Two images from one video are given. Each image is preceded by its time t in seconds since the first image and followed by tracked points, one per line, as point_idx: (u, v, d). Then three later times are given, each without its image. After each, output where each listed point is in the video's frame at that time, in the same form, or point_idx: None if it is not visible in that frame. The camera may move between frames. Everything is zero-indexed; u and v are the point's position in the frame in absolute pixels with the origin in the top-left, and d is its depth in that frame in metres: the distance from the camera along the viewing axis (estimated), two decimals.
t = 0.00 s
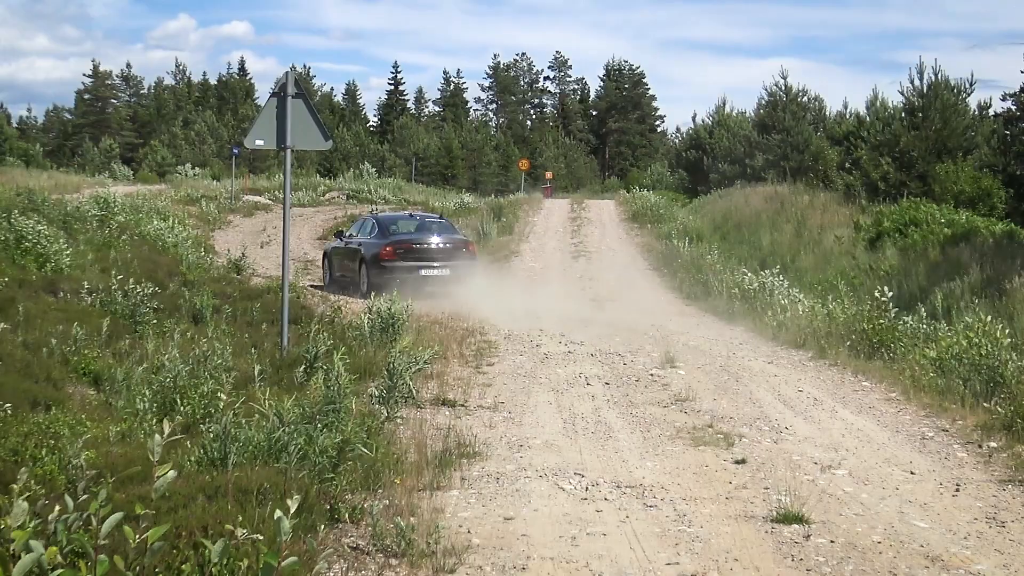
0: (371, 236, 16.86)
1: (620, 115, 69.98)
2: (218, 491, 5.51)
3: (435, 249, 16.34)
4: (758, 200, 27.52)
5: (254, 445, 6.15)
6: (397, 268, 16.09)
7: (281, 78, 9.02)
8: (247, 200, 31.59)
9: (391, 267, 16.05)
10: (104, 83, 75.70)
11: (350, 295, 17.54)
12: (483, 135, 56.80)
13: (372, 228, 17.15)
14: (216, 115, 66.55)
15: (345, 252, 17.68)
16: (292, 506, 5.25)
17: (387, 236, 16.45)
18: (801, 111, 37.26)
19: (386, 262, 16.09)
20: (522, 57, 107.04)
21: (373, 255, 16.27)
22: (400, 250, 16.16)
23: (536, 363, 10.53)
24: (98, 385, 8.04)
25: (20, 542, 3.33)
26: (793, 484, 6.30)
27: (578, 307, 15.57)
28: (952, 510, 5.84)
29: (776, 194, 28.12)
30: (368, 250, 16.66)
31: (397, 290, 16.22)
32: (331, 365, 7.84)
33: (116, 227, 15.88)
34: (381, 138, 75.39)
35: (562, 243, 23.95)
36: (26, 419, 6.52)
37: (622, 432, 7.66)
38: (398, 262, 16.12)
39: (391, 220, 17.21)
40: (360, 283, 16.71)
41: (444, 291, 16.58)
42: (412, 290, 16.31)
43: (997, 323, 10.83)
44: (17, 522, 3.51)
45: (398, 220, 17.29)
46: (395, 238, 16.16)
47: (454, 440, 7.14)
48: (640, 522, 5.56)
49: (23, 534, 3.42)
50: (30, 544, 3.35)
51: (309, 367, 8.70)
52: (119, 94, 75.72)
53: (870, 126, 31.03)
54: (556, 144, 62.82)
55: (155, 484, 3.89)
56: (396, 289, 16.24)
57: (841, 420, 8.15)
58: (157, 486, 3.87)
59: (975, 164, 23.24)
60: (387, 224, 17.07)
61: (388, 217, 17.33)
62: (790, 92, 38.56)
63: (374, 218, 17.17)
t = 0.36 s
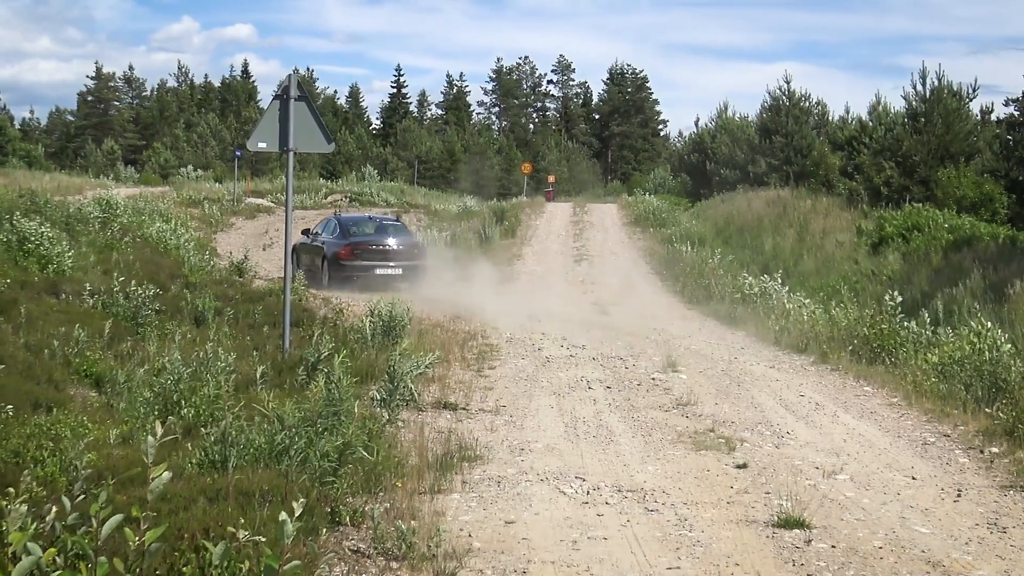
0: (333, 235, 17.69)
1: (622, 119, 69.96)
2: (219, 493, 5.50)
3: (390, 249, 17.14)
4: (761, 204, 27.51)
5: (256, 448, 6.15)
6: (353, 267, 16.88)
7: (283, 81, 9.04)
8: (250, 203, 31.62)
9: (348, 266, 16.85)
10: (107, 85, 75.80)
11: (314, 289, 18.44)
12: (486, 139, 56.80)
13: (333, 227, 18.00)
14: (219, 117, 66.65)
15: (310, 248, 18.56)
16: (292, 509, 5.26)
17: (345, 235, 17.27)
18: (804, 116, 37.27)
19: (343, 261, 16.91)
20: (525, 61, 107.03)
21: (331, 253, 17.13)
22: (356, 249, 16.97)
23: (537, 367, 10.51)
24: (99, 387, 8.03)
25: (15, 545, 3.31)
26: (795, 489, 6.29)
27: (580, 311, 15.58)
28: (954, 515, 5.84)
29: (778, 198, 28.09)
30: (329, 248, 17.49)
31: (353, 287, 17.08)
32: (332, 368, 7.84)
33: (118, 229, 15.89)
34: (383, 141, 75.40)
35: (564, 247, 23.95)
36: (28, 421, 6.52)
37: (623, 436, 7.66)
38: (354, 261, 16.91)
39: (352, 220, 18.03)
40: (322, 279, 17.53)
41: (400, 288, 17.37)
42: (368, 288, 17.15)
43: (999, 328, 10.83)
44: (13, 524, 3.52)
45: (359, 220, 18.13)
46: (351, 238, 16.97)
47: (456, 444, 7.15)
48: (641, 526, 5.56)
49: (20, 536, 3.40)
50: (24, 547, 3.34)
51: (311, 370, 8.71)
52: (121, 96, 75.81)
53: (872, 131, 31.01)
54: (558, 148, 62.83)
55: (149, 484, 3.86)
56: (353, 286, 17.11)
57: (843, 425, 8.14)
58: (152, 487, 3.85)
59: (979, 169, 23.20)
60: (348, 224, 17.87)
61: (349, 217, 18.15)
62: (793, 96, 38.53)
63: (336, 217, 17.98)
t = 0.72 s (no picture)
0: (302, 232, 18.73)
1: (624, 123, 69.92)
2: (223, 498, 5.50)
3: (354, 245, 18.18)
4: (763, 206, 27.49)
5: (259, 452, 6.16)
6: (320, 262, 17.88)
7: (285, 85, 9.05)
8: (252, 208, 31.63)
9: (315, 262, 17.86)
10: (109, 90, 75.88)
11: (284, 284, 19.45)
12: (487, 142, 56.79)
13: (302, 226, 19.06)
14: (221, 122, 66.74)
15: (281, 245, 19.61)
16: (296, 513, 5.27)
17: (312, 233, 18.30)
18: (806, 118, 37.25)
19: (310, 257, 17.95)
20: (526, 64, 106.95)
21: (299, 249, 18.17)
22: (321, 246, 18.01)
23: (540, 370, 10.51)
24: (102, 393, 8.04)
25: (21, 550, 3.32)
26: (799, 491, 6.28)
27: (583, 314, 15.58)
28: (957, 516, 5.83)
29: (780, 200, 28.07)
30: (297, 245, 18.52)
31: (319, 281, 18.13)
32: (334, 372, 7.84)
33: (120, 234, 15.90)
34: (385, 145, 75.41)
35: (566, 250, 23.96)
36: (31, 427, 6.53)
37: (626, 439, 7.65)
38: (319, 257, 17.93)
39: (320, 219, 19.08)
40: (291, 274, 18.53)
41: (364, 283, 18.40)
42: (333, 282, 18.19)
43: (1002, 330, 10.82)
44: (17, 529, 3.51)
45: (328, 220, 19.20)
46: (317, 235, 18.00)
47: (459, 447, 7.15)
48: (644, 529, 5.56)
49: (22, 541, 3.39)
50: (28, 552, 3.34)
51: (314, 374, 8.72)
52: (123, 101, 75.87)
53: (874, 133, 30.98)
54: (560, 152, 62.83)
55: (155, 489, 3.85)
56: (318, 281, 18.16)
57: (846, 427, 8.14)
58: (158, 492, 3.84)
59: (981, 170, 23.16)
60: (316, 223, 18.93)
61: (319, 217, 19.20)
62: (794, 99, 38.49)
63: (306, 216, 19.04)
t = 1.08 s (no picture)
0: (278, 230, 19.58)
1: (624, 129, 69.92)
2: (223, 505, 5.50)
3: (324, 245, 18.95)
4: (763, 213, 27.52)
5: (260, 459, 6.16)
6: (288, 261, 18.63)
7: (286, 92, 9.08)
8: (252, 215, 31.65)
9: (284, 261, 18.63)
10: (110, 97, 75.95)
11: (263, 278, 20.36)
12: (488, 149, 56.81)
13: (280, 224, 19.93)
14: (222, 129, 66.80)
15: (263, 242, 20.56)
16: (297, 520, 5.27)
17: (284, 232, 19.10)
18: (806, 125, 37.28)
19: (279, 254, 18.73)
20: (526, 71, 107.04)
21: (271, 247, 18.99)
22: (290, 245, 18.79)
23: (541, 377, 10.51)
24: (102, 399, 8.04)
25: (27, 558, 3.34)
26: (800, 498, 6.28)
27: (584, 321, 15.60)
28: (958, 523, 5.83)
29: (781, 207, 28.09)
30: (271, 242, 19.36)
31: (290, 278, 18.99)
32: (334, 380, 7.85)
33: (121, 241, 15.91)
34: (386, 152, 75.44)
35: (567, 257, 23.97)
36: (32, 434, 6.53)
37: (627, 446, 7.65)
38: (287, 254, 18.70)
39: (298, 219, 19.93)
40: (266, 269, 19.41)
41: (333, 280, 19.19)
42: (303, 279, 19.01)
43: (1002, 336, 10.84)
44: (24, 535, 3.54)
45: (305, 220, 20.04)
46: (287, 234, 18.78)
47: (459, 454, 7.15)
48: (645, 537, 5.56)
49: (25, 548, 3.41)
50: (32, 558, 3.36)
51: (314, 382, 8.73)
52: (123, 108, 75.92)
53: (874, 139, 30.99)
54: (560, 159, 62.84)
55: (160, 497, 3.87)
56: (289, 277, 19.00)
57: (847, 434, 8.13)
58: (163, 500, 3.85)
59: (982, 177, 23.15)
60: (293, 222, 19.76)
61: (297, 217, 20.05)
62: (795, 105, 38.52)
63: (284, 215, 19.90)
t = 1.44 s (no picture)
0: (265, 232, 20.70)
1: (624, 136, 69.86)
2: (224, 512, 5.50)
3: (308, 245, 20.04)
4: (763, 219, 27.54)
5: (261, 466, 6.16)
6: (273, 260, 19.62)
7: (287, 99, 9.11)
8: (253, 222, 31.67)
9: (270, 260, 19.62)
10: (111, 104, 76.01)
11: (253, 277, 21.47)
12: (488, 156, 56.85)
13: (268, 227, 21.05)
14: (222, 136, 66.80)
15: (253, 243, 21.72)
16: (297, 527, 5.28)
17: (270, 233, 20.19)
18: (806, 131, 37.29)
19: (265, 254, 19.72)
20: (526, 77, 107.13)
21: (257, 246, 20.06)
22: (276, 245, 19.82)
23: (541, 384, 10.52)
24: (103, 406, 8.05)
25: (16, 562, 3.29)
26: (801, 505, 6.28)
27: (584, 327, 15.61)
28: (959, 530, 5.83)
29: (781, 213, 28.11)
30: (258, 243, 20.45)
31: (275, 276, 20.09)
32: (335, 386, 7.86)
33: (121, 248, 15.93)
34: (386, 159, 75.47)
35: (568, 264, 23.99)
36: (32, 440, 6.55)
37: (627, 453, 7.66)
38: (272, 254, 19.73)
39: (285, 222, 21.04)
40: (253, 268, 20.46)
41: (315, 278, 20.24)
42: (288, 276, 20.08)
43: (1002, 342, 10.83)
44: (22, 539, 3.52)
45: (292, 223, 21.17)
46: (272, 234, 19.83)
47: (460, 461, 7.15)
48: (645, 543, 5.55)
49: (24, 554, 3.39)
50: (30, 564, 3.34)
51: (314, 389, 8.75)
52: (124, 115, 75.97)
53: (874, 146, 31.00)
54: (560, 166, 62.84)
55: (153, 501, 3.77)
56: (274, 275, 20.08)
57: (847, 440, 8.14)
58: (159, 504, 3.76)
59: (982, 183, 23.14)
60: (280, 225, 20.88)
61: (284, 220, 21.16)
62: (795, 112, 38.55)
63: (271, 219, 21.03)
